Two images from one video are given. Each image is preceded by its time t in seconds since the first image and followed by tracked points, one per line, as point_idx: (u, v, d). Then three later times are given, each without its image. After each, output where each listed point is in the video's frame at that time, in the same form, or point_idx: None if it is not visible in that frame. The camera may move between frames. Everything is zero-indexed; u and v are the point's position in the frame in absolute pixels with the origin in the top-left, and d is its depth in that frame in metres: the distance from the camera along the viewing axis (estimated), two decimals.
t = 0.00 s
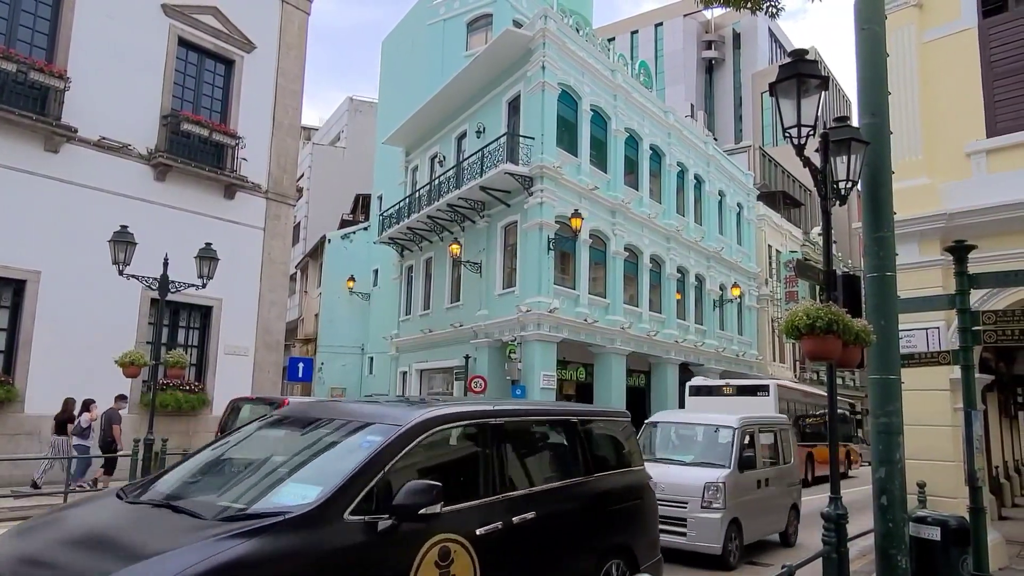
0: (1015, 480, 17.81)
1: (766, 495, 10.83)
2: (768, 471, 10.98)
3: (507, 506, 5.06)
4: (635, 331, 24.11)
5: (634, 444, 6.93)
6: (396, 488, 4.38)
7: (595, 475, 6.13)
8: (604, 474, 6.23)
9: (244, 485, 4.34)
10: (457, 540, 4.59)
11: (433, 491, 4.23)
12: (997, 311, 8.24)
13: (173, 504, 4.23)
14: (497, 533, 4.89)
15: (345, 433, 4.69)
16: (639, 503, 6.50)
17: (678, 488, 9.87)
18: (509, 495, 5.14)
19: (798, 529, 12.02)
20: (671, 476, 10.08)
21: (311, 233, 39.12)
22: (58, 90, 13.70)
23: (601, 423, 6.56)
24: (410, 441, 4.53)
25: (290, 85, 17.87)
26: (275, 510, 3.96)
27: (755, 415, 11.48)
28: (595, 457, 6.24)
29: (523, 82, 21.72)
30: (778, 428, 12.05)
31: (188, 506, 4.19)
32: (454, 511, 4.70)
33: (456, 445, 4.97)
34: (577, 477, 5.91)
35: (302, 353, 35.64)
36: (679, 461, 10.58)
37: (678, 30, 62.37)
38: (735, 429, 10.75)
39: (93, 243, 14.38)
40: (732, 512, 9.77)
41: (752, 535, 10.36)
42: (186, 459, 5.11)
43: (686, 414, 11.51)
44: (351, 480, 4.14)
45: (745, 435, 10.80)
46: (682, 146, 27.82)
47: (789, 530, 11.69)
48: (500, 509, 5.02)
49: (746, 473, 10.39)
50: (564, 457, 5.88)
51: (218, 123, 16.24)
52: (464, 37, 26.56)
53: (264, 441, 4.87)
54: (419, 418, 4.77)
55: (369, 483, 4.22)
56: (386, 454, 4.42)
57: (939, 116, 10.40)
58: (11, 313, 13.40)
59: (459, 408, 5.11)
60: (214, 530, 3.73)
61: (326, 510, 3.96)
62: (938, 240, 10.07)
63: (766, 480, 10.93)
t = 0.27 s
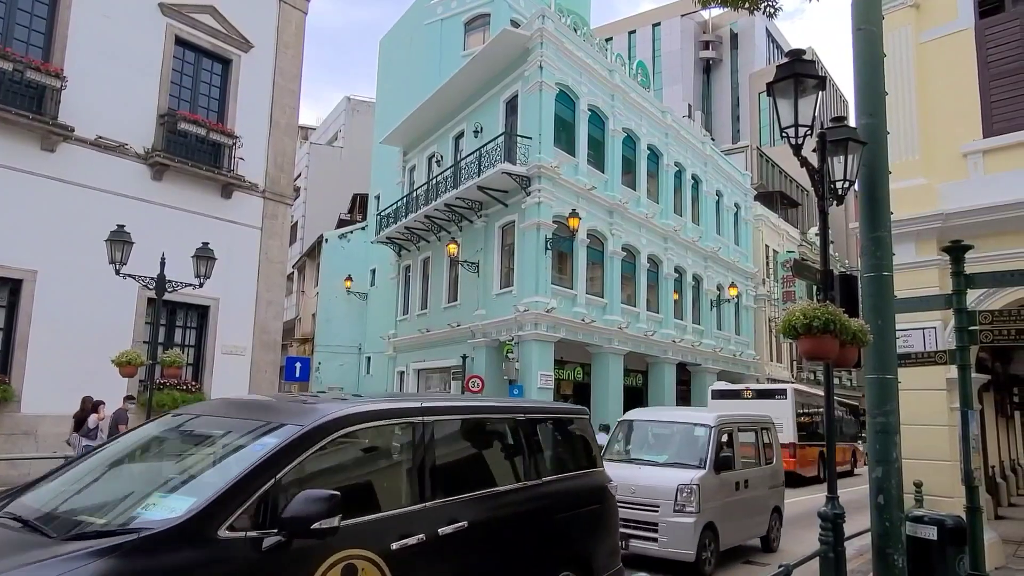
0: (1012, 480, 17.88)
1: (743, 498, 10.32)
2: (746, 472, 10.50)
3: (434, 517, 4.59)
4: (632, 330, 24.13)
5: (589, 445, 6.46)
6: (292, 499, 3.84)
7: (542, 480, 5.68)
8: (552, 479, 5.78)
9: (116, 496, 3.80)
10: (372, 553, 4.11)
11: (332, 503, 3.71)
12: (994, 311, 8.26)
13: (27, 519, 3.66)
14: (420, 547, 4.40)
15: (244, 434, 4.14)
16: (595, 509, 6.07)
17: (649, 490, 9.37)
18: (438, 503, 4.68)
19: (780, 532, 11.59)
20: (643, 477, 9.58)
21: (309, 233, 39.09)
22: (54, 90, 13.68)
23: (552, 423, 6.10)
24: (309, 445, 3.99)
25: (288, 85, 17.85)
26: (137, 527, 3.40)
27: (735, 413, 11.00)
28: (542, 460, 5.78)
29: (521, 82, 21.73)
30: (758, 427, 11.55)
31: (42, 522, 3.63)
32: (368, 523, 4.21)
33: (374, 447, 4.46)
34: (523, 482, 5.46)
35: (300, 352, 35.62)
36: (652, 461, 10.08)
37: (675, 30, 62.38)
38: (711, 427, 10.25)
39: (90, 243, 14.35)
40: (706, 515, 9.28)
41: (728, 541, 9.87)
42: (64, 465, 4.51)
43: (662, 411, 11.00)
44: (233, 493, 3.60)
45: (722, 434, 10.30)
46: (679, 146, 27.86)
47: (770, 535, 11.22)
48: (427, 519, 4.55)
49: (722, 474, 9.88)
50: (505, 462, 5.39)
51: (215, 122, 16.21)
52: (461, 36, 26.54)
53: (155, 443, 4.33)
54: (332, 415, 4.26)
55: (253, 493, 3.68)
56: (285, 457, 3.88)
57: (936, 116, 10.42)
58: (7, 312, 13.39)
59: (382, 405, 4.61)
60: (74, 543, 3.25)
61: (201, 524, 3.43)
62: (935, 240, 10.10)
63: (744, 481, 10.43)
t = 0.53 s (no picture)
0: (1006, 479, 17.98)
1: (718, 502, 9.84)
2: (722, 475, 10.04)
3: (353, 523, 4.28)
4: (628, 330, 24.14)
5: (541, 449, 6.31)
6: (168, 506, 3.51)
7: (493, 484, 5.51)
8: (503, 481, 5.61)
9: None
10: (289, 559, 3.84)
11: (212, 513, 3.43)
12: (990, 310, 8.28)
13: None
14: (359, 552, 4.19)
15: (120, 435, 3.83)
16: (548, 515, 5.92)
17: (618, 494, 8.87)
18: (371, 507, 4.44)
19: (761, 537, 11.15)
20: (613, 480, 9.08)
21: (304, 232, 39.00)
22: (49, 89, 13.63)
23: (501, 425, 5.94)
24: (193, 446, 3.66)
25: (284, 84, 17.82)
26: None
27: (710, 410, 10.56)
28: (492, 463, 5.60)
29: (518, 82, 21.72)
30: (735, 426, 11.11)
31: None
32: (289, 525, 3.95)
33: (287, 448, 4.17)
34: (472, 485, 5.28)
35: (296, 352, 35.56)
36: (623, 463, 9.58)
37: (671, 31, 62.39)
38: (684, 425, 9.78)
39: (85, 242, 14.29)
40: (678, 520, 8.78)
41: (703, 547, 9.37)
42: None
43: (635, 409, 10.52)
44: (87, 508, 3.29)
45: (696, 434, 9.83)
46: (675, 145, 27.88)
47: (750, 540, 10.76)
48: (365, 522, 4.33)
49: (696, 476, 9.39)
50: (443, 466, 5.14)
51: (211, 122, 16.17)
52: (458, 36, 26.52)
53: (39, 445, 4.02)
54: (238, 413, 3.97)
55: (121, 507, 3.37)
56: (158, 460, 3.54)
57: (932, 117, 10.45)
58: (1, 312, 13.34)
59: (297, 404, 4.32)
60: None
61: (49, 535, 3.10)
62: (930, 239, 10.13)
63: (719, 483, 9.96)
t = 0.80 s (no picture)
0: (997, 478, 18.10)
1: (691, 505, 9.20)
2: (694, 477, 9.38)
3: (265, 537, 3.72)
4: (621, 330, 24.17)
5: (496, 448, 5.72)
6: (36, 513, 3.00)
7: (436, 488, 4.95)
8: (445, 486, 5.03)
9: None
10: (241, 565, 3.56)
11: (76, 528, 2.89)
12: (980, 310, 8.33)
13: None
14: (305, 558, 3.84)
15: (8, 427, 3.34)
16: (499, 521, 5.34)
17: (583, 497, 8.21)
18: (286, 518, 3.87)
19: (738, 540, 10.58)
20: (577, 482, 8.41)
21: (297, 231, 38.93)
22: (40, 86, 13.55)
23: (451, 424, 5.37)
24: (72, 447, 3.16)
25: (276, 83, 17.76)
26: None
27: (684, 407, 9.90)
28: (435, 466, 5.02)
29: (511, 81, 21.72)
30: (712, 423, 10.46)
31: None
32: (212, 534, 3.54)
33: (194, 450, 3.63)
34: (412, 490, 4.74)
35: (289, 352, 35.50)
36: (588, 464, 8.90)
37: (665, 30, 62.45)
38: (655, 424, 9.09)
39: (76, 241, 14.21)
40: (646, 525, 8.14)
41: (675, 554, 8.73)
42: None
43: (604, 406, 9.83)
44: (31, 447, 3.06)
45: (668, 432, 9.15)
46: (669, 146, 27.94)
47: (726, 543, 10.23)
48: (309, 528, 3.94)
49: (667, 478, 8.73)
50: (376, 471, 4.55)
51: (203, 120, 16.10)
52: (451, 35, 26.49)
53: None
54: (226, 400, 3.83)
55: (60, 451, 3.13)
56: (65, 442, 3.17)
57: (924, 117, 10.50)
58: None
59: (214, 400, 3.79)
60: None
61: None
62: (922, 239, 10.19)
63: (692, 485, 9.34)
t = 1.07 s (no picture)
0: (985, 474, 18.29)
1: (661, 507, 8.81)
2: (664, 477, 8.97)
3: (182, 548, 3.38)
4: (612, 328, 24.21)
5: (454, 449, 5.45)
6: None
7: (381, 493, 4.60)
8: (398, 488, 4.75)
9: None
10: None
11: None
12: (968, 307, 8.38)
13: None
14: (272, 561, 3.71)
15: None
16: (453, 525, 5.08)
17: (546, 500, 7.80)
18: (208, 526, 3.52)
19: (713, 542, 10.26)
20: (541, 484, 7.97)
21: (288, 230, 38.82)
22: (27, 83, 13.42)
23: (411, 421, 5.09)
24: None
25: (266, 80, 17.69)
26: None
27: (653, 403, 9.49)
28: (388, 466, 4.76)
29: (502, 80, 21.71)
30: (685, 420, 10.06)
31: None
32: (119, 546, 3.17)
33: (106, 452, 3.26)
34: (364, 492, 4.48)
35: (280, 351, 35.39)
36: (554, 464, 8.46)
37: (656, 30, 62.58)
38: (623, 422, 8.66)
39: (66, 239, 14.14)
40: (613, 528, 7.73)
41: (644, 558, 8.37)
42: None
43: (572, 403, 9.38)
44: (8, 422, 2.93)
45: (637, 430, 8.72)
46: (659, 144, 28.00)
47: (702, 545, 9.93)
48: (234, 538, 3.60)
49: (636, 478, 8.31)
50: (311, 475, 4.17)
51: (193, 118, 16.00)
52: (442, 34, 26.44)
53: None
54: (219, 396, 3.78)
55: (40, 427, 3.03)
56: None
57: (913, 116, 10.55)
58: None
59: (135, 396, 3.43)
60: None
61: None
62: (911, 238, 10.24)
63: (663, 486, 8.96)
